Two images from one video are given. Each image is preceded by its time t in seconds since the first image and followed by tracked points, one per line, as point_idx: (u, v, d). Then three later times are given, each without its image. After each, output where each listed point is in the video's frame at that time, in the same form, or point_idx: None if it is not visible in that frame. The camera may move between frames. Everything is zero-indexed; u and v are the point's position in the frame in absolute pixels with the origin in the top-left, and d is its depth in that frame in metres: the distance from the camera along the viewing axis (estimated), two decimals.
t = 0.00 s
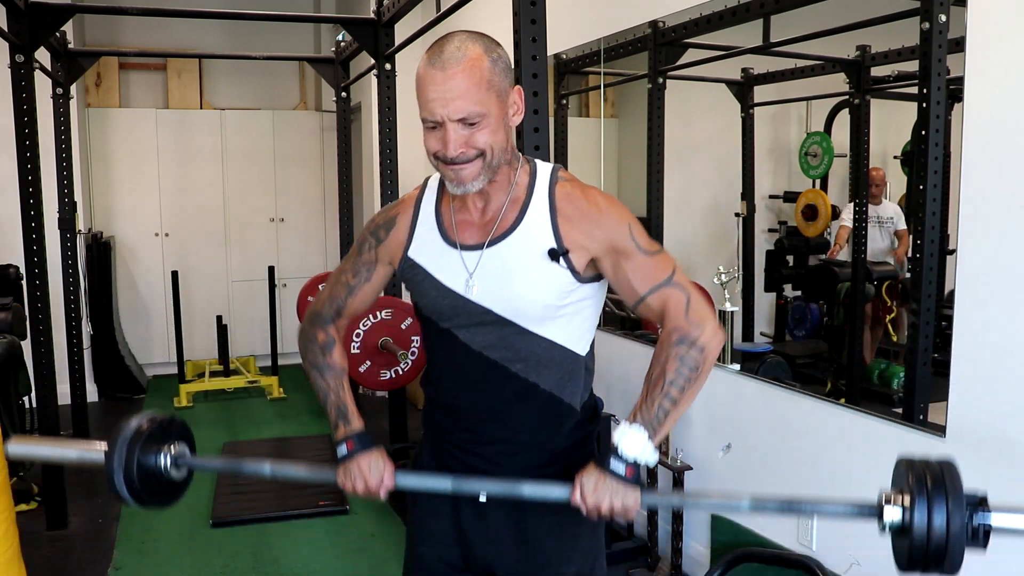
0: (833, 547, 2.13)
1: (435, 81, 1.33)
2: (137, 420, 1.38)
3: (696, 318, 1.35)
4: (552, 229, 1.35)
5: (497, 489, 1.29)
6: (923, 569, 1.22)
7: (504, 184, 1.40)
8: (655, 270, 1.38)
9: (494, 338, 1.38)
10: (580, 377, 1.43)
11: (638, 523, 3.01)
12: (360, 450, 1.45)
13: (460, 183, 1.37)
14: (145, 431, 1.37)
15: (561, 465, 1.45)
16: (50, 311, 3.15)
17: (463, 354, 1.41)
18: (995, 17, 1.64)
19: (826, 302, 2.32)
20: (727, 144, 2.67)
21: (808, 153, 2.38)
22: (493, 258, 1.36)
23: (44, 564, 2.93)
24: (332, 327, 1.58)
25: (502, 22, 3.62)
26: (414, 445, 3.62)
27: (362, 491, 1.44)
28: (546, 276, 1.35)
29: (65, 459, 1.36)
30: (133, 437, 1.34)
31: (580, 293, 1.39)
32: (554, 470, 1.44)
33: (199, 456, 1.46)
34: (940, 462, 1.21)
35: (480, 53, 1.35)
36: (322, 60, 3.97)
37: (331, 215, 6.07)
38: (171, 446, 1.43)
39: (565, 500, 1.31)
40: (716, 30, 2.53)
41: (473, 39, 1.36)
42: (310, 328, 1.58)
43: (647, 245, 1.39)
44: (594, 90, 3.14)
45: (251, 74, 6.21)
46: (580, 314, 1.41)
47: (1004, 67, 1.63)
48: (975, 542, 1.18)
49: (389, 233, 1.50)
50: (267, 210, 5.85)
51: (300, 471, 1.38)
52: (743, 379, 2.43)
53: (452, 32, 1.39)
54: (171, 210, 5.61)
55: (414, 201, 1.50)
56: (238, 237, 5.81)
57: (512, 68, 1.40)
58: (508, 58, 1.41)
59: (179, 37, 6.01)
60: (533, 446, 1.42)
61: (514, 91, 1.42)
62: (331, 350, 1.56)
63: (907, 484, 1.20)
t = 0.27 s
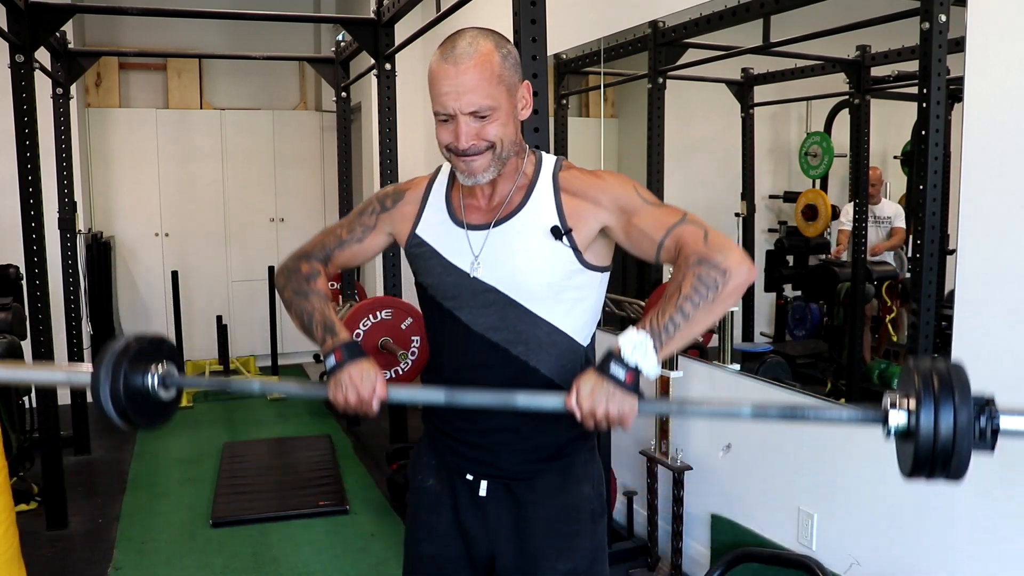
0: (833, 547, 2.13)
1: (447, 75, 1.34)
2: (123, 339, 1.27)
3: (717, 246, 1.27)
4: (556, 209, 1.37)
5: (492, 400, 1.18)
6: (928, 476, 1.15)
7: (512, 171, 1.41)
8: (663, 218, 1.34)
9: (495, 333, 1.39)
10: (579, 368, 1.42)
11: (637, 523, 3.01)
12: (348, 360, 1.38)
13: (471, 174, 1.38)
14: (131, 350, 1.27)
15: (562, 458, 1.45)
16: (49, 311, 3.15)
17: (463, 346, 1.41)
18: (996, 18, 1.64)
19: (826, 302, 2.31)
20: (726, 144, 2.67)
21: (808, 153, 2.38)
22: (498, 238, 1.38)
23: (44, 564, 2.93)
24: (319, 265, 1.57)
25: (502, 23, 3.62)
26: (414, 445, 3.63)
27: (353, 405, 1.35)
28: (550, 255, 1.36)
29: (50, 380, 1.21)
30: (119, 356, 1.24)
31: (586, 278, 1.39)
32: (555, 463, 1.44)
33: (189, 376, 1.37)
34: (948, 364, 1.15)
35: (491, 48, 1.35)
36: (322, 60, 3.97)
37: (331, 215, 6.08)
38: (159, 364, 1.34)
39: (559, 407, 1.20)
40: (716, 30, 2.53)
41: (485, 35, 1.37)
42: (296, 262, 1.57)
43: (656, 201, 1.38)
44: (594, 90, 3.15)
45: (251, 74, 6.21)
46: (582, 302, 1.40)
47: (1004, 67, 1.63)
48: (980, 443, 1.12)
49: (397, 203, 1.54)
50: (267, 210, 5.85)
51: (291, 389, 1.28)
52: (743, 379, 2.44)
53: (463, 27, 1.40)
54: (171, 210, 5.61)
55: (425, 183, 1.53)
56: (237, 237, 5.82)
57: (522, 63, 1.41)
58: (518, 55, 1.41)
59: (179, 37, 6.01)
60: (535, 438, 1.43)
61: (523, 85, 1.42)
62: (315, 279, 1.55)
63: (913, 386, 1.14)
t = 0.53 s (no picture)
0: (833, 548, 2.13)
1: (451, 76, 1.34)
2: (112, 276, 1.29)
3: (718, 181, 1.26)
4: (556, 194, 1.38)
5: (490, 330, 1.19)
6: (932, 400, 1.12)
7: (513, 167, 1.41)
8: (661, 173, 1.34)
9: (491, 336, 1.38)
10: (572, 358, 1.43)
11: (637, 523, 3.01)
12: (342, 290, 1.35)
13: (474, 173, 1.37)
14: (122, 287, 1.29)
15: (562, 457, 1.45)
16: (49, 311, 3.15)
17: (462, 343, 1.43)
18: (996, 18, 1.64)
19: (826, 302, 2.33)
20: (726, 144, 2.67)
21: (808, 153, 2.38)
22: (499, 224, 1.39)
23: (44, 565, 2.93)
24: (315, 217, 1.58)
25: (502, 23, 3.62)
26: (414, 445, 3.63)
27: (347, 335, 1.32)
28: (550, 240, 1.37)
29: (47, 319, 1.27)
30: (110, 292, 1.26)
31: (585, 269, 1.39)
32: (554, 463, 1.44)
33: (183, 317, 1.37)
34: (952, 286, 1.11)
35: (494, 49, 1.35)
36: (322, 60, 3.97)
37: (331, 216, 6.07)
38: (151, 304, 1.35)
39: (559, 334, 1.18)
40: (715, 30, 2.53)
41: (488, 36, 1.37)
42: (295, 209, 1.58)
43: (653, 167, 1.39)
44: (594, 90, 3.15)
45: (251, 74, 6.21)
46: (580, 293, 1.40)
47: (1004, 67, 1.63)
48: (984, 365, 1.09)
49: (402, 182, 1.56)
50: (267, 210, 5.85)
51: (284, 320, 1.28)
52: (743, 379, 2.43)
53: (466, 27, 1.40)
54: (171, 211, 5.61)
55: (431, 171, 1.55)
56: (238, 238, 5.82)
57: (524, 64, 1.41)
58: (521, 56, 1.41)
59: (179, 37, 6.01)
60: (534, 439, 1.43)
61: (525, 85, 1.42)
62: (307, 224, 1.54)
63: (918, 308, 1.11)
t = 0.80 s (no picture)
0: (833, 548, 2.13)
1: (450, 78, 1.33)
2: (112, 264, 1.51)
3: (716, 165, 1.29)
4: (553, 190, 1.38)
5: (491, 315, 1.23)
6: (934, 383, 1.14)
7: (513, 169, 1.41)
8: (658, 165, 1.37)
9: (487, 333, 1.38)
10: (567, 354, 1.44)
11: (637, 523, 3.01)
12: (343, 276, 1.36)
13: (473, 176, 1.37)
14: (121, 274, 1.51)
15: (559, 458, 1.45)
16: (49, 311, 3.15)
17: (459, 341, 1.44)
18: (995, 18, 1.64)
19: (826, 302, 2.35)
20: (726, 144, 2.67)
21: (808, 153, 2.37)
22: (499, 220, 1.39)
23: (44, 564, 2.93)
24: (314, 207, 1.57)
25: (501, 23, 3.62)
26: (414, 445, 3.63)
27: (347, 321, 1.34)
28: (549, 237, 1.38)
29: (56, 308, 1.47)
30: (110, 278, 1.48)
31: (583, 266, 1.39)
32: (552, 464, 1.44)
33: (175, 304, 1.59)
34: (953, 269, 1.14)
35: (493, 50, 1.35)
36: (322, 61, 3.97)
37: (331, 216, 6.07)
38: (149, 292, 1.58)
39: (561, 319, 1.21)
40: (715, 30, 2.53)
41: (487, 37, 1.36)
42: (294, 197, 1.57)
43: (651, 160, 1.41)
44: (594, 90, 3.15)
45: (252, 74, 6.21)
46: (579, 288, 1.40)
47: (1004, 67, 1.63)
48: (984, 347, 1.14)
49: (402, 177, 1.56)
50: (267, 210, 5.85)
51: (282, 306, 1.33)
52: (743, 379, 2.43)
53: (466, 28, 1.39)
54: (171, 211, 5.61)
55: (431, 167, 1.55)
56: (238, 238, 5.81)
57: (523, 66, 1.41)
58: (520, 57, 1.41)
59: (179, 37, 6.01)
60: (531, 440, 1.43)
61: (524, 87, 1.42)
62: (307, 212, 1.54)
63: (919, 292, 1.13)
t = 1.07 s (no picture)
0: (833, 547, 2.13)
1: (446, 81, 1.34)
2: (115, 318, 1.29)
3: (717, 220, 1.26)
4: (553, 203, 1.37)
5: (494, 376, 1.19)
6: (930, 448, 1.19)
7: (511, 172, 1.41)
8: (659, 200, 1.34)
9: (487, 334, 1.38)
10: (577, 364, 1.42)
11: (637, 523, 3.01)
12: (345, 337, 1.35)
13: (470, 180, 1.38)
14: (123, 331, 1.28)
15: (560, 457, 1.45)
16: (49, 311, 3.15)
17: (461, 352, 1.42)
18: (995, 18, 1.64)
19: (826, 302, 2.32)
20: (726, 144, 2.68)
21: (808, 153, 2.41)
22: (499, 232, 1.38)
23: (44, 564, 2.93)
24: (315, 247, 1.56)
25: (501, 23, 3.62)
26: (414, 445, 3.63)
27: (350, 383, 1.32)
28: (549, 250, 1.36)
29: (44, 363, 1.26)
30: (111, 335, 1.26)
31: (582, 273, 1.39)
32: (552, 463, 1.44)
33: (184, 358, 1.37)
34: (948, 337, 1.18)
35: (490, 53, 1.35)
36: (322, 61, 3.97)
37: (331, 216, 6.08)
38: (151, 346, 1.34)
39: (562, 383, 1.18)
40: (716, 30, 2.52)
41: (484, 40, 1.37)
42: (292, 241, 1.56)
43: (653, 188, 1.38)
44: (594, 90, 3.15)
45: (251, 74, 6.21)
46: (580, 297, 1.40)
47: (1004, 67, 1.63)
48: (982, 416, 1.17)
49: (399, 195, 1.55)
50: (267, 210, 5.86)
51: (284, 367, 1.29)
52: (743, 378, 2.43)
53: (462, 31, 1.39)
54: (171, 211, 5.61)
55: (427, 176, 1.54)
56: (238, 238, 5.82)
57: (520, 68, 1.41)
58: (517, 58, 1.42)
59: (179, 37, 6.01)
60: (532, 438, 1.43)
61: (521, 90, 1.42)
62: (310, 260, 1.53)
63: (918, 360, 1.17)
